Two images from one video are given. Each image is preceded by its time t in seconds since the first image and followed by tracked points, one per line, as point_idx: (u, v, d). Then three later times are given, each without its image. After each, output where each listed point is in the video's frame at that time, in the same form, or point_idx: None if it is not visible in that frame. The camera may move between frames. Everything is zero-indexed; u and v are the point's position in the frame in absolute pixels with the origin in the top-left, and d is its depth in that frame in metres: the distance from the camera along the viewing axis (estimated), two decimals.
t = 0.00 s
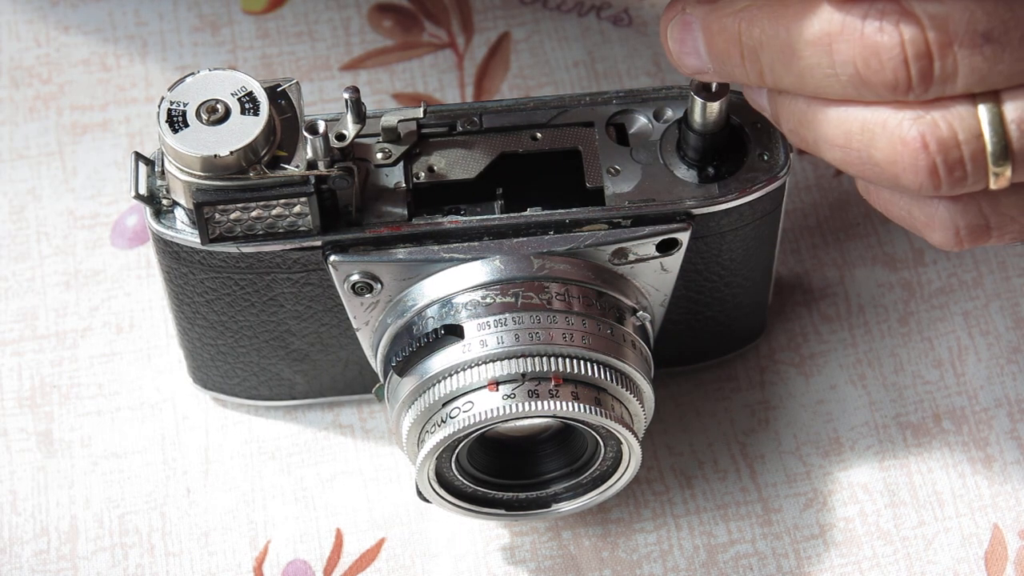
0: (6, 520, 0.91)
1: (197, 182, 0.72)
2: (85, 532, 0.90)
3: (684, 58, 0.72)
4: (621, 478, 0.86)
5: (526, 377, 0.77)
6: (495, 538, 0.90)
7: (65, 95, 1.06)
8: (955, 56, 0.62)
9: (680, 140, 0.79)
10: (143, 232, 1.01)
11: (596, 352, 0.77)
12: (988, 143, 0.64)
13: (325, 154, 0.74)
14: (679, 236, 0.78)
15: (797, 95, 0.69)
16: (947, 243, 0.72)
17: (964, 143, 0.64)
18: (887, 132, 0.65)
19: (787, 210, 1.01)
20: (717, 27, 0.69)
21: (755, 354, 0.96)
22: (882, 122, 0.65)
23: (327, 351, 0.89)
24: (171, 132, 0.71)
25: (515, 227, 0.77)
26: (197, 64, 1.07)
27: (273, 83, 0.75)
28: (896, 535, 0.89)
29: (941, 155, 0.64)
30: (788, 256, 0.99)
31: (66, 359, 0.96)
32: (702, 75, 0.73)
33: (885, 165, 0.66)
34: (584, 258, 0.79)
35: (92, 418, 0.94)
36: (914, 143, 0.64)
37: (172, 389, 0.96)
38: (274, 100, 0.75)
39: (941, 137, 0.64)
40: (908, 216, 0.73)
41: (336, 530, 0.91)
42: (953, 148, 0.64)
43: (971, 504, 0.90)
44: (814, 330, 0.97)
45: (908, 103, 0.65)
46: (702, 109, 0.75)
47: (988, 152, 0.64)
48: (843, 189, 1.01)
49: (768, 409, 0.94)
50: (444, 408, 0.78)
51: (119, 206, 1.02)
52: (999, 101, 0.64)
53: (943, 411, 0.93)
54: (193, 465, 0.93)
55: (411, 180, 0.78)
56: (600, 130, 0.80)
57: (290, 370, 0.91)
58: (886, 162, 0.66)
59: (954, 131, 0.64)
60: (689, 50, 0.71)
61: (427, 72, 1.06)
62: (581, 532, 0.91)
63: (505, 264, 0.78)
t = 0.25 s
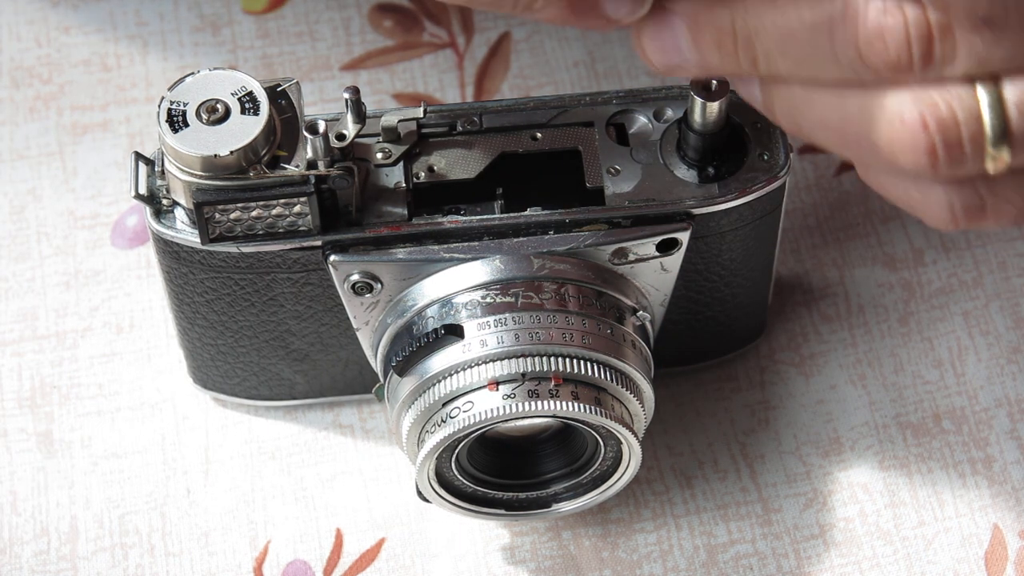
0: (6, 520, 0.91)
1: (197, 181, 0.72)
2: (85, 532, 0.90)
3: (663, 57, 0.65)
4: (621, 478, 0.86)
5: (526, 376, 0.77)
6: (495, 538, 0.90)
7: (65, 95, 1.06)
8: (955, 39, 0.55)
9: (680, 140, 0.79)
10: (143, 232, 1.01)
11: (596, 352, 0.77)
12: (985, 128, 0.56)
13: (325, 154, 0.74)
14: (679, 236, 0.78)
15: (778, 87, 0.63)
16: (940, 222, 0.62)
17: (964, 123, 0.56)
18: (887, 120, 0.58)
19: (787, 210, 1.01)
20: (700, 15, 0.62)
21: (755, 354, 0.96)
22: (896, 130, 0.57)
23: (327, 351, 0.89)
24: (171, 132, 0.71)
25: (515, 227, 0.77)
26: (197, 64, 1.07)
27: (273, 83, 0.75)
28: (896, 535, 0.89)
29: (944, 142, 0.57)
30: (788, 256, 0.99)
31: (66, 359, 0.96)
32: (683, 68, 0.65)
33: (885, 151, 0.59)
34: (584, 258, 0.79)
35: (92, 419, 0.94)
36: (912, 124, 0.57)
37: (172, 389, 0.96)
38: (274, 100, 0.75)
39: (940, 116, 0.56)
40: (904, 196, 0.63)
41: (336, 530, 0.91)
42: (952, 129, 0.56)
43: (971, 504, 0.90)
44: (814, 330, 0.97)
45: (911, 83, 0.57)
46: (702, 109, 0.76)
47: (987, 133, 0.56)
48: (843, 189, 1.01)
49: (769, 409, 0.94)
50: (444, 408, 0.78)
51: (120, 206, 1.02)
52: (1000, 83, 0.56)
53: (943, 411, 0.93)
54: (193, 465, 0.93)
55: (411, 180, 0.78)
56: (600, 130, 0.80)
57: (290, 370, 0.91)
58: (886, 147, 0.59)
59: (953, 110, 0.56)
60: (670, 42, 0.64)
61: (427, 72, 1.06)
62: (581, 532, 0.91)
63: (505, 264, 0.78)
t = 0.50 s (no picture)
0: (6, 521, 0.91)
1: (197, 181, 0.72)
2: (85, 532, 0.90)
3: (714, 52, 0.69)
4: (621, 478, 0.86)
5: (526, 376, 0.77)
6: (495, 539, 0.90)
7: (65, 95, 1.06)
8: (982, 40, 0.57)
9: (680, 140, 0.79)
10: (143, 232, 1.01)
11: (596, 352, 0.77)
12: None
13: (325, 154, 0.74)
14: (679, 236, 0.78)
15: (816, 83, 0.65)
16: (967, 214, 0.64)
17: (997, 132, 0.58)
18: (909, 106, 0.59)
19: (787, 210, 1.01)
20: (737, 16, 0.66)
21: (755, 354, 0.96)
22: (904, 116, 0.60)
23: (327, 351, 0.89)
24: (171, 132, 0.71)
25: (515, 227, 0.77)
26: (197, 64, 1.07)
27: (273, 83, 0.75)
28: (896, 535, 0.89)
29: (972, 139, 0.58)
30: (788, 256, 0.99)
31: (66, 359, 0.96)
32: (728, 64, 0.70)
33: (913, 154, 0.60)
34: (584, 258, 0.79)
35: (92, 419, 0.94)
36: (946, 132, 0.58)
37: (171, 389, 0.96)
38: (274, 100, 0.75)
39: (972, 122, 0.58)
40: (925, 196, 0.65)
41: (336, 530, 0.91)
42: (986, 138, 0.58)
43: (971, 504, 0.89)
44: (814, 330, 0.96)
45: (938, 84, 0.59)
46: (702, 109, 0.75)
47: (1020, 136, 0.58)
48: (843, 189, 1.01)
49: (769, 409, 0.94)
50: (444, 408, 0.78)
51: (120, 206, 1.02)
52: None
53: (943, 411, 0.93)
54: (193, 465, 0.93)
55: (411, 180, 0.78)
56: (600, 130, 0.80)
57: (290, 370, 0.91)
58: (914, 152, 0.60)
59: (983, 116, 0.58)
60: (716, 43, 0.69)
61: (427, 72, 1.06)
62: (581, 533, 0.90)
63: (505, 264, 0.78)
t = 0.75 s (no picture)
0: (6, 521, 0.91)
1: (197, 181, 0.72)
2: (85, 532, 0.90)
3: (875, 193, 0.50)
4: (621, 478, 0.86)
5: (526, 377, 0.77)
6: (495, 539, 0.90)
7: (65, 96, 1.06)
8: None
9: (681, 140, 0.79)
10: (142, 232, 1.01)
11: (596, 352, 0.77)
12: None
13: (325, 154, 0.74)
14: (679, 236, 0.78)
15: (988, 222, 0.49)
16: None
17: None
18: None
19: (788, 210, 1.00)
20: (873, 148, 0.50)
21: (755, 354, 0.96)
22: None
23: (327, 351, 0.89)
24: (171, 132, 0.71)
25: (515, 227, 0.77)
26: (197, 64, 1.07)
27: (273, 83, 0.75)
28: (896, 535, 0.89)
29: None
30: (788, 256, 0.99)
31: (66, 359, 0.96)
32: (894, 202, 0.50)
33: None
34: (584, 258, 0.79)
35: (92, 419, 0.94)
36: None
37: (171, 389, 0.96)
38: (273, 100, 0.75)
39: None
40: None
41: (336, 530, 0.91)
42: None
43: (971, 504, 0.89)
44: (814, 330, 0.96)
45: None
46: (702, 109, 0.75)
47: None
48: (843, 189, 1.01)
49: (769, 409, 0.94)
50: (444, 408, 0.78)
51: (120, 206, 1.02)
52: None
53: (943, 412, 0.93)
54: (193, 465, 0.93)
55: (411, 180, 0.78)
56: (600, 130, 0.80)
57: (290, 370, 0.91)
58: None
59: None
60: (882, 181, 0.49)
61: (427, 72, 1.06)
62: (581, 532, 0.90)
63: (505, 264, 0.78)
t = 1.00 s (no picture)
0: (6, 521, 0.91)
1: (197, 181, 0.72)
2: (85, 532, 0.90)
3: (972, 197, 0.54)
4: (621, 478, 0.86)
5: (526, 377, 0.77)
6: (495, 539, 0.90)
7: (65, 96, 1.06)
8: None
9: (681, 141, 0.79)
10: (143, 232, 1.01)
11: (596, 352, 0.77)
12: None
13: (325, 154, 0.74)
14: (679, 236, 0.78)
15: None
16: None
17: None
18: None
19: (788, 210, 1.00)
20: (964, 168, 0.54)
21: (755, 354, 0.96)
22: None
23: (327, 351, 0.89)
24: (171, 132, 0.71)
25: (516, 227, 0.77)
26: (197, 64, 1.07)
27: (273, 83, 0.75)
28: (896, 535, 0.89)
29: None
30: (788, 256, 0.99)
31: (66, 359, 0.96)
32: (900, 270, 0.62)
33: None
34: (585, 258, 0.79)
35: (92, 419, 0.94)
36: None
37: (171, 389, 0.96)
38: (274, 101, 0.75)
39: None
40: None
41: (336, 530, 0.91)
42: None
43: (971, 504, 0.89)
44: (814, 330, 0.96)
45: None
46: (702, 109, 0.75)
47: None
48: (843, 189, 1.01)
49: (769, 409, 0.94)
50: (445, 408, 0.78)
51: (120, 206, 1.02)
52: None
53: (943, 412, 0.93)
54: (193, 466, 0.93)
55: (411, 181, 0.78)
56: (600, 130, 0.80)
57: (290, 370, 0.91)
58: None
59: None
60: (888, 255, 0.61)
61: (427, 72, 1.06)
62: (581, 532, 0.90)
63: (505, 264, 0.78)
